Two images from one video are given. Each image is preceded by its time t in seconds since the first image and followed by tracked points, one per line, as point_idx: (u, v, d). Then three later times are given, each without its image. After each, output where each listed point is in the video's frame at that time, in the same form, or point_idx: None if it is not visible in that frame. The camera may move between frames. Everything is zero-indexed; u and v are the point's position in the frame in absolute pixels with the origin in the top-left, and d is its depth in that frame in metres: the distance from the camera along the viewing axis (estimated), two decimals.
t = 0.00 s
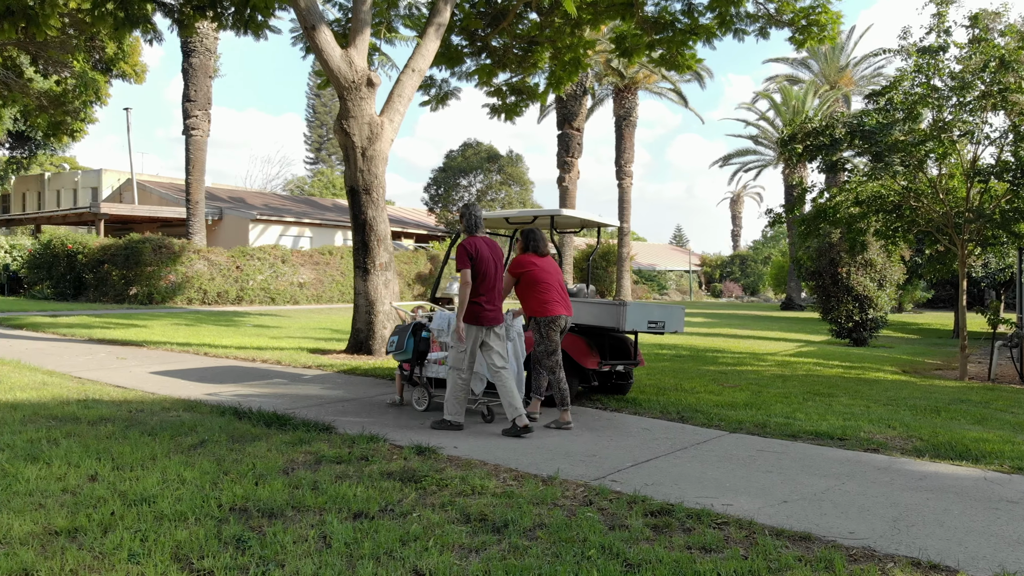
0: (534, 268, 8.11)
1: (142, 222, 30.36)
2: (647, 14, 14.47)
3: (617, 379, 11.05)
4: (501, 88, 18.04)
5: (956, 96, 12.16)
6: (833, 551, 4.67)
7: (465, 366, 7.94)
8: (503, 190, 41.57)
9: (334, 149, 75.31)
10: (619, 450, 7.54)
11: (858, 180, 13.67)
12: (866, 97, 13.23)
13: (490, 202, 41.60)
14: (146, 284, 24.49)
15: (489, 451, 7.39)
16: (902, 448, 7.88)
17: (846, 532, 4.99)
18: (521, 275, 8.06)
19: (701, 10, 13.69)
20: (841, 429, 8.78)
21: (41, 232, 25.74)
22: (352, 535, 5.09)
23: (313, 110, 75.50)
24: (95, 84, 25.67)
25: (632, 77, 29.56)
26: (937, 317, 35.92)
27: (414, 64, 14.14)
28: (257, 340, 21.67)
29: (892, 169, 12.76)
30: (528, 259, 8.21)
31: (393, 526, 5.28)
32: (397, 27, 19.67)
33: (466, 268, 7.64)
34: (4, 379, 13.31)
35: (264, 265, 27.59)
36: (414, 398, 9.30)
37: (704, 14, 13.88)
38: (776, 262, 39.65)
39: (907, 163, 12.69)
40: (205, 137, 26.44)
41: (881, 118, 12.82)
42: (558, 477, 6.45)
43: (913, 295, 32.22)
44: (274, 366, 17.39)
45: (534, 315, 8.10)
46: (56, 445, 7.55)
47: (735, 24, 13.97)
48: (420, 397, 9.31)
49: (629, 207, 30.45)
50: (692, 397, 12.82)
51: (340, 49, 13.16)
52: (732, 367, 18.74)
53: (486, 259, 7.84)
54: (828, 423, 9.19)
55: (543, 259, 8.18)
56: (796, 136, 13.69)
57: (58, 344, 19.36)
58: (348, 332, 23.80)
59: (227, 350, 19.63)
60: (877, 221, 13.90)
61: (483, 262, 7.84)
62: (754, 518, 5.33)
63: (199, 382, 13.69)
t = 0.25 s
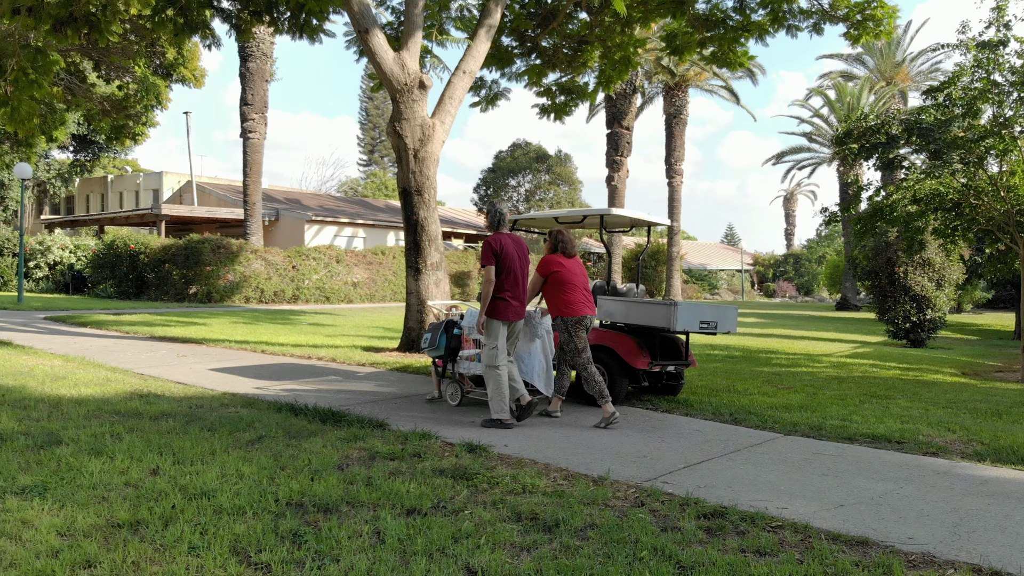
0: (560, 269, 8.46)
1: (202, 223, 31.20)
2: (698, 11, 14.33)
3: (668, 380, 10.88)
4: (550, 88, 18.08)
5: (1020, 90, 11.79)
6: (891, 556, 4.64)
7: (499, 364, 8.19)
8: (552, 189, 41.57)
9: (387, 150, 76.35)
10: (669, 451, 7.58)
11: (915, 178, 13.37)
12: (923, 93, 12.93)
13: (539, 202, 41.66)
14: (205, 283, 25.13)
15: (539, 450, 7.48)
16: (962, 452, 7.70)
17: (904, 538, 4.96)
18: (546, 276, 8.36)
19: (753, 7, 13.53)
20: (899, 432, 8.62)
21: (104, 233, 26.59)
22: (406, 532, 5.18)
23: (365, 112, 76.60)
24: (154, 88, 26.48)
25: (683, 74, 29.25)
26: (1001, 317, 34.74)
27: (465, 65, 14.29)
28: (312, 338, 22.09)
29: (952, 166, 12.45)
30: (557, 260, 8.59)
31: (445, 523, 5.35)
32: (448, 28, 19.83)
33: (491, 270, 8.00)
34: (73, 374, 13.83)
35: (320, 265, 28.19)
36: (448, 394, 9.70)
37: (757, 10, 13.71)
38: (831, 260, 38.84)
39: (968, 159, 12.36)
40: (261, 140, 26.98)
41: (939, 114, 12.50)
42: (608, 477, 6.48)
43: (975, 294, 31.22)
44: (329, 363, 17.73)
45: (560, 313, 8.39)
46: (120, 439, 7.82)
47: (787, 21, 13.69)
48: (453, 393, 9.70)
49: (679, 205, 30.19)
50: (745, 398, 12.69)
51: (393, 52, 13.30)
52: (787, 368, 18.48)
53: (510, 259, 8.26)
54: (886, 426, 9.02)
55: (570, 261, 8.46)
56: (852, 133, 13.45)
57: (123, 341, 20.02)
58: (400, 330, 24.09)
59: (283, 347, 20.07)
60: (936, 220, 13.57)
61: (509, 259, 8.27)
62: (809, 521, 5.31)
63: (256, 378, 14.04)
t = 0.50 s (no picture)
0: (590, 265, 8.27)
1: (260, 224, 31.91)
2: (751, 8, 14.19)
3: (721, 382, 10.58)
4: (600, 88, 18.11)
5: None
6: (954, 562, 4.62)
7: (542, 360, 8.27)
8: (602, 189, 41.49)
9: (440, 152, 77.07)
10: (724, 452, 7.62)
11: (977, 175, 13.05)
12: (986, 88, 12.62)
13: (589, 201, 41.62)
14: (264, 282, 25.72)
15: (591, 450, 7.51)
16: None
17: (968, 544, 4.95)
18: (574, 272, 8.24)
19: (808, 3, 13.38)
20: (961, 435, 8.43)
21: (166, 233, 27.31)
22: (459, 528, 5.18)
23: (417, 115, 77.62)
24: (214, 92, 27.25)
25: (736, 72, 28.88)
26: None
27: (517, 66, 14.37)
28: (367, 336, 22.44)
29: (1016, 162, 12.12)
30: (589, 255, 8.43)
31: (498, 521, 5.36)
32: (500, 30, 19.98)
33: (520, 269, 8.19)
34: (138, 370, 14.23)
35: (374, 264, 28.60)
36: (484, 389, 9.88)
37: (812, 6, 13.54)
38: (888, 260, 37.99)
39: None
40: (317, 142, 27.44)
41: (1003, 109, 12.19)
42: (662, 479, 6.46)
43: None
44: (383, 361, 17.99)
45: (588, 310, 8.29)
46: (181, 433, 8.00)
47: (843, 16, 13.48)
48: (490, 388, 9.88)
49: (732, 204, 29.88)
50: (801, 400, 12.52)
51: (446, 54, 13.45)
52: (845, 370, 18.17)
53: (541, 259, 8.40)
54: (948, 430, 8.82)
55: (600, 257, 8.30)
56: (911, 130, 13.20)
57: (185, 339, 20.60)
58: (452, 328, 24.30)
59: (339, 345, 20.40)
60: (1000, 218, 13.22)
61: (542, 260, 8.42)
62: (869, 526, 5.28)
63: (313, 375, 14.28)
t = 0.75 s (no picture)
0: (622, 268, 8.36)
1: (320, 225, 32.55)
2: (809, 3, 14.02)
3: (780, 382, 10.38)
4: (655, 86, 18.06)
5: None
6: (1019, 569, 4.56)
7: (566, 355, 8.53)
8: (655, 187, 41.27)
9: (492, 152, 77.56)
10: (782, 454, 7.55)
11: None
12: None
13: (642, 200, 41.47)
14: (322, 281, 26.27)
15: (647, 450, 7.54)
16: None
17: None
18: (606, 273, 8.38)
19: None
20: None
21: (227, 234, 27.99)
22: (517, 525, 5.26)
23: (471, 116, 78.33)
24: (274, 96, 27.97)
25: (794, 68, 28.44)
26: None
27: (570, 66, 14.43)
28: (422, 334, 22.74)
29: None
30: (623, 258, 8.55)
31: (555, 519, 5.42)
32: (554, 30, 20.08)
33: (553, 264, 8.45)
34: (203, 366, 14.67)
35: (429, 264, 28.94)
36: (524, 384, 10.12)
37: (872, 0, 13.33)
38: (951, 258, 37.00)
39: None
40: (374, 145, 27.86)
41: None
42: (720, 481, 6.46)
43: None
44: (438, 359, 18.23)
45: (619, 311, 8.43)
46: (246, 428, 8.16)
47: (904, 11, 13.25)
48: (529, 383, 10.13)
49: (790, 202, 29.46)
50: (862, 402, 12.34)
51: (500, 56, 13.55)
52: (907, 371, 17.82)
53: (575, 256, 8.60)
54: (1015, 433, 8.61)
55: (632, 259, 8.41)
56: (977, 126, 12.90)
57: (248, 336, 21.16)
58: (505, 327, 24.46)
59: (396, 343, 20.74)
60: None
61: (576, 258, 8.63)
62: (933, 531, 5.23)
63: (371, 372, 14.55)
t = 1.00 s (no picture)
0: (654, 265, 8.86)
1: (378, 226, 33.10)
2: None
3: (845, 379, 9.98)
4: (712, 83, 17.83)
5: None
6: None
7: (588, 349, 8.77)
8: (711, 185, 40.86)
9: (546, 153, 77.93)
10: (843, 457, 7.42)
11: None
12: None
13: (697, 199, 41.19)
14: (381, 280, 26.70)
15: (704, 452, 7.47)
16: None
17: None
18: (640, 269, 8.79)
19: None
20: None
21: (290, 235, 28.76)
22: (572, 524, 5.09)
23: (525, 118, 78.94)
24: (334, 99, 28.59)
25: (853, 64, 28.10)
26: None
27: (626, 64, 14.18)
28: (476, 332, 22.94)
29: None
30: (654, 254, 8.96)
31: (612, 518, 5.24)
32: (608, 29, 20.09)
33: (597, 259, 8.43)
34: (266, 363, 14.97)
35: (483, 263, 29.16)
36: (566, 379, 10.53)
37: None
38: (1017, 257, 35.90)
39: None
40: (430, 146, 28.17)
41: None
42: (781, 484, 6.37)
43: None
44: (494, 358, 18.37)
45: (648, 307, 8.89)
46: (307, 424, 8.14)
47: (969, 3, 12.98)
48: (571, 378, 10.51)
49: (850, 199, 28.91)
50: (928, 405, 12.02)
51: (555, 55, 13.21)
52: (973, 374, 17.38)
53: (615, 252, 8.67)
54: None
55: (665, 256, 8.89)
56: None
57: (308, 333, 21.61)
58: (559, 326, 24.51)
59: (452, 341, 20.94)
60: None
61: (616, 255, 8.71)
62: (1004, 538, 5.10)
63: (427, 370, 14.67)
